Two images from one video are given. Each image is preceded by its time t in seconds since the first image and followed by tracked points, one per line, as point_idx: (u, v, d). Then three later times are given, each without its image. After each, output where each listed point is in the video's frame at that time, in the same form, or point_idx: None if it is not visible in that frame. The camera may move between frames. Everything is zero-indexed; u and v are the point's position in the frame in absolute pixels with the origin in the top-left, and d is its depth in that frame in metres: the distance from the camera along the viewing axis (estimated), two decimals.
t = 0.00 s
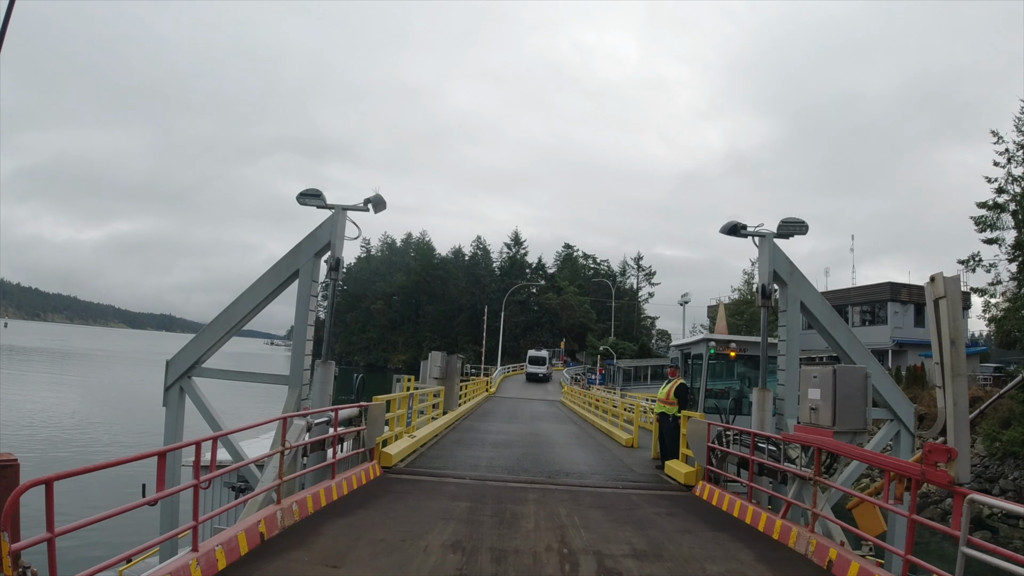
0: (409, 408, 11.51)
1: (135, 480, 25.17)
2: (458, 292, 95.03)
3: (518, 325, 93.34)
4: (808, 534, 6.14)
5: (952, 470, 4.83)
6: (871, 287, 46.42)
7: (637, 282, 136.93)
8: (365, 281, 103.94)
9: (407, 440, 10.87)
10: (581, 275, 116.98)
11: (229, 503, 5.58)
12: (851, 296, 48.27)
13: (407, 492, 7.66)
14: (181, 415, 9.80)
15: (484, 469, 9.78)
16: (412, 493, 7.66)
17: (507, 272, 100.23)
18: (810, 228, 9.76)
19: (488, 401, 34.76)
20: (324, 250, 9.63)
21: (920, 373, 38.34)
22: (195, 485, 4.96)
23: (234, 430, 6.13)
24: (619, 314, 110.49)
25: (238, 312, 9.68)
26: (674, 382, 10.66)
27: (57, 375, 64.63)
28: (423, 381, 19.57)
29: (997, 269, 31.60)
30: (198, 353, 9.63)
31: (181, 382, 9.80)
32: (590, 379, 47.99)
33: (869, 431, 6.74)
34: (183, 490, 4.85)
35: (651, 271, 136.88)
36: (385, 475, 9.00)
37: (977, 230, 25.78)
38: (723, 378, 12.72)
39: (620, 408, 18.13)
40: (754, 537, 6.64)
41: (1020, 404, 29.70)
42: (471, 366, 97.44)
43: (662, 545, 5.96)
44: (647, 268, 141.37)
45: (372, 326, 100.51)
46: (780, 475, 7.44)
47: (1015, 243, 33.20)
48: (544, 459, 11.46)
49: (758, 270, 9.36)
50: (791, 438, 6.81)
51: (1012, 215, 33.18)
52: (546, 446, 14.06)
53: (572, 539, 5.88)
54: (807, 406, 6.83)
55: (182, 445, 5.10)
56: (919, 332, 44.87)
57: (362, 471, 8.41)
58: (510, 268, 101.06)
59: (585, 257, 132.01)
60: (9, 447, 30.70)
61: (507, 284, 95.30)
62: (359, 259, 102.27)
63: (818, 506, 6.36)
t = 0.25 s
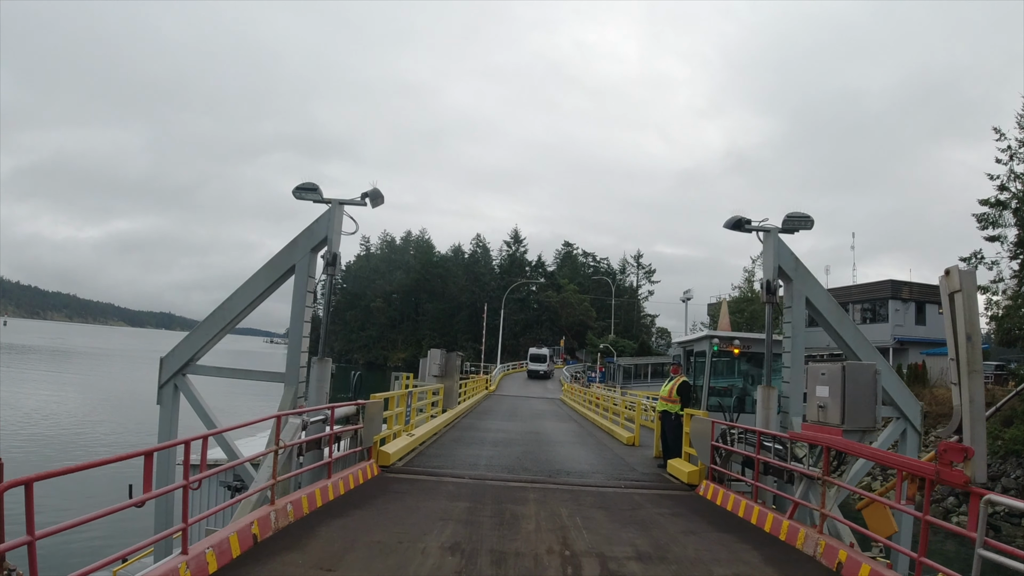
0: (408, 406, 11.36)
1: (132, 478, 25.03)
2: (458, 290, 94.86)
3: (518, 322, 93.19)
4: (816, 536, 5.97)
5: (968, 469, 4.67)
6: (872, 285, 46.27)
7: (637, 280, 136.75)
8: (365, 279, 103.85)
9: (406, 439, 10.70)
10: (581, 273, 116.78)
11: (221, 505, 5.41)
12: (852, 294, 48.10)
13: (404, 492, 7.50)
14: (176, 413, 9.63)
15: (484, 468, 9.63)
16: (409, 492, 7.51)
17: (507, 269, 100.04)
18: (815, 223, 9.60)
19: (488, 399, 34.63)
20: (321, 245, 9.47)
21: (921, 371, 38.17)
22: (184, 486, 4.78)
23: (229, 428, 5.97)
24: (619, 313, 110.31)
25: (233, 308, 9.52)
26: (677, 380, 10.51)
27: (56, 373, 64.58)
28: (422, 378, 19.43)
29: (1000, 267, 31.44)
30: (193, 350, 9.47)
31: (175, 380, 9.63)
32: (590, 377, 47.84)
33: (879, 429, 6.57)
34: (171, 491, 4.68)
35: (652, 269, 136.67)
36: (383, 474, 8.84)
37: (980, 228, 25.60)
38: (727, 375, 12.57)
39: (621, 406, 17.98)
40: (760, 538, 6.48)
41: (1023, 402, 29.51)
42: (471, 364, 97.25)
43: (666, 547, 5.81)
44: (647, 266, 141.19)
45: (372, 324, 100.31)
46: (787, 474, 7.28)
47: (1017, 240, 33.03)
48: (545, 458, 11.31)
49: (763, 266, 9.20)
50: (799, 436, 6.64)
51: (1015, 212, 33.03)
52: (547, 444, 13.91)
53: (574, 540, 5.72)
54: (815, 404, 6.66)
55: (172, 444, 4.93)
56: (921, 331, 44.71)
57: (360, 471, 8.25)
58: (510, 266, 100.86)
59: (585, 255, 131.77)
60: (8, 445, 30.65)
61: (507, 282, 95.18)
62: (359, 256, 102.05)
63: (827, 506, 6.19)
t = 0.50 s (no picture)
0: (407, 404, 11.24)
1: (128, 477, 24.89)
2: (457, 288, 94.70)
3: (517, 320, 93.07)
4: (823, 537, 5.84)
5: (983, 470, 4.54)
6: (873, 283, 46.15)
7: (637, 278, 136.65)
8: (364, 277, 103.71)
9: (404, 437, 10.58)
10: (581, 271, 116.66)
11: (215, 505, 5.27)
12: (852, 292, 47.98)
13: (402, 491, 7.37)
14: (171, 411, 9.50)
15: (484, 467, 9.50)
16: (407, 492, 7.38)
17: (507, 267, 99.90)
18: (820, 219, 9.46)
19: (488, 397, 34.53)
20: (318, 240, 9.33)
21: (922, 369, 38.04)
22: (176, 486, 4.64)
23: (224, 426, 5.82)
24: (619, 311, 110.18)
25: (229, 304, 9.38)
26: (679, 378, 10.38)
27: (56, 371, 64.56)
28: (422, 376, 19.30)
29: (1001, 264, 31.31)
30: (188, 347, 9.33)
31: (171, 377, 9.50)
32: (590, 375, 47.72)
33: (887, 428, 6.43)
34: (163, 491, 4.53)
35: (652, 267, 136.57)
36: (381, 473, 8.70)
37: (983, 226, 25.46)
38: (730, 373, 12.45)
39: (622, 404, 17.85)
40: (766, 539, 6.34)
41: None
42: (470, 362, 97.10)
43: (670, 548, 5.68)
44: (647, 264, 141.06)
45: (371, 322, 100.14)
46: (793, 474, 7.13)
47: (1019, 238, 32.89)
48: (545, 456, 11.18)
49: (767, 262, 9.06)
50: (806, 435, 6.50)
51: (1016, 209, 32.90)
52: (547, 443, 13.79)
53: (576, 542, 5.59)
54: (822, 403, 6.53)
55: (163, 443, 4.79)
56: (921, 329, 44.58)
57: (358, 470, 8.11)
58: (510, 264, 100.71)
59: (585, 253, 131.62)
60: (6, 443, 30.57)
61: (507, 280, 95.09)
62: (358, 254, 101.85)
63: (835, 507, 6.05)
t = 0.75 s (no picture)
0: (407, 403, 11.14)
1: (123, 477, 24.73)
2: (457, 286, 94.53)
3: (517, 319, 92.96)
4: (830, 539, 5.73)
5: (994, 471, 4.44)
6: (874, 282, 46.04)
7: (637, 277, 136.51)
8: (364, 276, 103.60)
9: (404, 436, 10.48)
10: (581, 270, 116.57)
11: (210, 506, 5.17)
12: (853, 291, 47.85)
13: (401, 492, 7.27)
14: (168, 410, 9.40)
15: (484, 467, 9.40)
16: (406, 492, 7.28)
17: (507, 266, 99.77)
18: (825, 216, 9.35)
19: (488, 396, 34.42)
20: (317, 238, 9.22)
21: (923, 368, 37.91)
22: (170, 487, 4.53)
23: (222, 425, 5.71)
24: (619, 310, 110.05)
25: (227, 302, 9.28)
26: (681, 377, 10.27)
27: (57, 370, 64.57)
28: (421, 375, 19.19)
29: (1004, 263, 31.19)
30: (186, 345, 9.23)
31: (168, 376, 9.39)
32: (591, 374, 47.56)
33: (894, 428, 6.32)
34: (156, 492, 4.43)
35: (652, 265, 136.39)
36: (380, 473, 8.60)
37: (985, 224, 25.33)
38: (732, 373, 12.37)
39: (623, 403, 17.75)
40: (771, 541, 6.24)
41: None
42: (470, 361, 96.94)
43: (675, 551, 5.57)
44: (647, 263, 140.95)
45: (371, 320, 99.99)
46: (798, 475, 7.03)
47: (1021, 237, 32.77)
48: (546, 456, 11.09)
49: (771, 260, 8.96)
50: (812, 435, 6.39)
51: (1018, 208, 32.78)
52: (548, 442, 13.68)
53: (578, 545, 5.48)
54: (828, 403, 6.42)
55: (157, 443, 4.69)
56: (923, 328, 44.46)
57: (357, 470, 8.01)
58: (510, 262, 100.56)
59: (585, 252, 131.46)
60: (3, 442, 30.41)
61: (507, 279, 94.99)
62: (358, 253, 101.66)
63: (841, 509, 5.95)
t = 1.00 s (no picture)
0: (406, 403, 11.03)
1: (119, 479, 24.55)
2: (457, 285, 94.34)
3: (517, 319, 92.82)
4: (835, 543, 5.63)
5: (1005, 475, 4.33)
6: (874, 282, 45.95)
7: (637, 277, 136.34)
8: (364, 275, 103.48)
9: (403, 437, 10.38)
10: (581, 269, 116.46)
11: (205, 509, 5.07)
12: (854, 290, 47.73)
13: (400, 493, 7.18)
14: (164, 411, 9.30)
15: (484, 468, 9.30)
16: (405, 494, 7.19)
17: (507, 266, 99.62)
18: (828, 215, 9.26)
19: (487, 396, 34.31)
20: (314, 236, 9.13)
21: (924, 368, 37.80)
22: (161, 491, 4.43)
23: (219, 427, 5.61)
24: (619, 309, 109.91)
25: (224, 301, 9.19)
26: (683, 377, 10.17)
27: (56, 369, 64.39)
28: (421, 375, 19.08)
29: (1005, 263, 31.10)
30: (182, 345, 9.14)
31: (164, 376, 9.29)
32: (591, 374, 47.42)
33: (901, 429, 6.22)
34: (148, 496, 4.33)
35: (652, 265, 136.24)
36: (378, 474, 8.50)
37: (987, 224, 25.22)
38: (734, 373, 12.25)
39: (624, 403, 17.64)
40: (775, 545, 6.14)
41: None
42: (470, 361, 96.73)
43: (678, 554, 5.48)
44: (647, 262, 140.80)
45: (371, 320, 99.82)
46: (802, 477, 6.93)
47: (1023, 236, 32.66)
48: (546, 457, 10.98)
49: (774, 260, 8.87)
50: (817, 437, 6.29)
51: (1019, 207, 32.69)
52: (548, 443, 13.58)
53: (579, 548, 5.38)
54: (833, 404, 6.31)
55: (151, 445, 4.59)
56: (923, 328, 44.35)
57: (355, 471, 7.92)
58: (510, 262, 100.42)
59: (586, 252, 131.34)
60: None
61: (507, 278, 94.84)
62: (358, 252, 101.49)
63: (847, 512, 5.84)
